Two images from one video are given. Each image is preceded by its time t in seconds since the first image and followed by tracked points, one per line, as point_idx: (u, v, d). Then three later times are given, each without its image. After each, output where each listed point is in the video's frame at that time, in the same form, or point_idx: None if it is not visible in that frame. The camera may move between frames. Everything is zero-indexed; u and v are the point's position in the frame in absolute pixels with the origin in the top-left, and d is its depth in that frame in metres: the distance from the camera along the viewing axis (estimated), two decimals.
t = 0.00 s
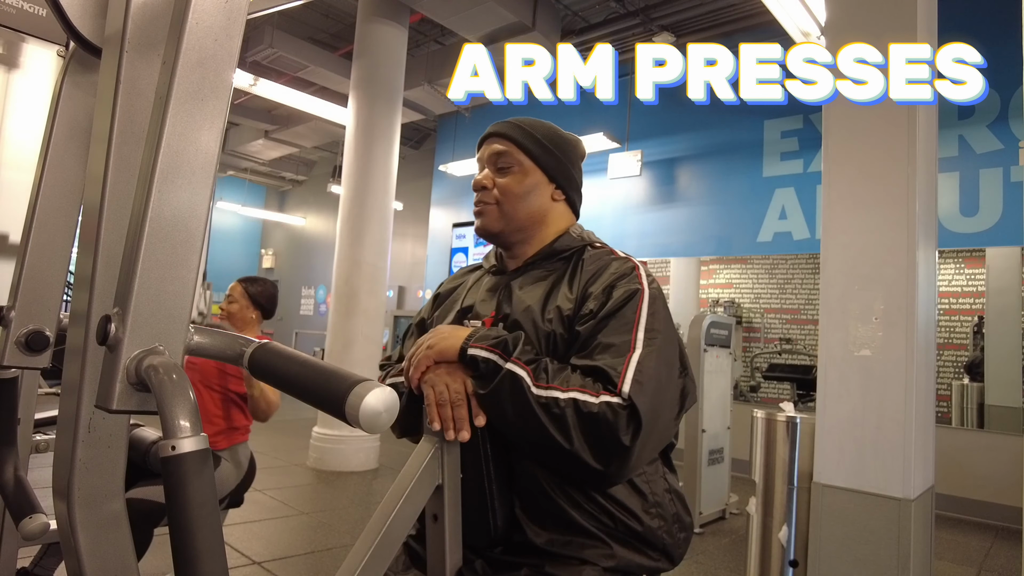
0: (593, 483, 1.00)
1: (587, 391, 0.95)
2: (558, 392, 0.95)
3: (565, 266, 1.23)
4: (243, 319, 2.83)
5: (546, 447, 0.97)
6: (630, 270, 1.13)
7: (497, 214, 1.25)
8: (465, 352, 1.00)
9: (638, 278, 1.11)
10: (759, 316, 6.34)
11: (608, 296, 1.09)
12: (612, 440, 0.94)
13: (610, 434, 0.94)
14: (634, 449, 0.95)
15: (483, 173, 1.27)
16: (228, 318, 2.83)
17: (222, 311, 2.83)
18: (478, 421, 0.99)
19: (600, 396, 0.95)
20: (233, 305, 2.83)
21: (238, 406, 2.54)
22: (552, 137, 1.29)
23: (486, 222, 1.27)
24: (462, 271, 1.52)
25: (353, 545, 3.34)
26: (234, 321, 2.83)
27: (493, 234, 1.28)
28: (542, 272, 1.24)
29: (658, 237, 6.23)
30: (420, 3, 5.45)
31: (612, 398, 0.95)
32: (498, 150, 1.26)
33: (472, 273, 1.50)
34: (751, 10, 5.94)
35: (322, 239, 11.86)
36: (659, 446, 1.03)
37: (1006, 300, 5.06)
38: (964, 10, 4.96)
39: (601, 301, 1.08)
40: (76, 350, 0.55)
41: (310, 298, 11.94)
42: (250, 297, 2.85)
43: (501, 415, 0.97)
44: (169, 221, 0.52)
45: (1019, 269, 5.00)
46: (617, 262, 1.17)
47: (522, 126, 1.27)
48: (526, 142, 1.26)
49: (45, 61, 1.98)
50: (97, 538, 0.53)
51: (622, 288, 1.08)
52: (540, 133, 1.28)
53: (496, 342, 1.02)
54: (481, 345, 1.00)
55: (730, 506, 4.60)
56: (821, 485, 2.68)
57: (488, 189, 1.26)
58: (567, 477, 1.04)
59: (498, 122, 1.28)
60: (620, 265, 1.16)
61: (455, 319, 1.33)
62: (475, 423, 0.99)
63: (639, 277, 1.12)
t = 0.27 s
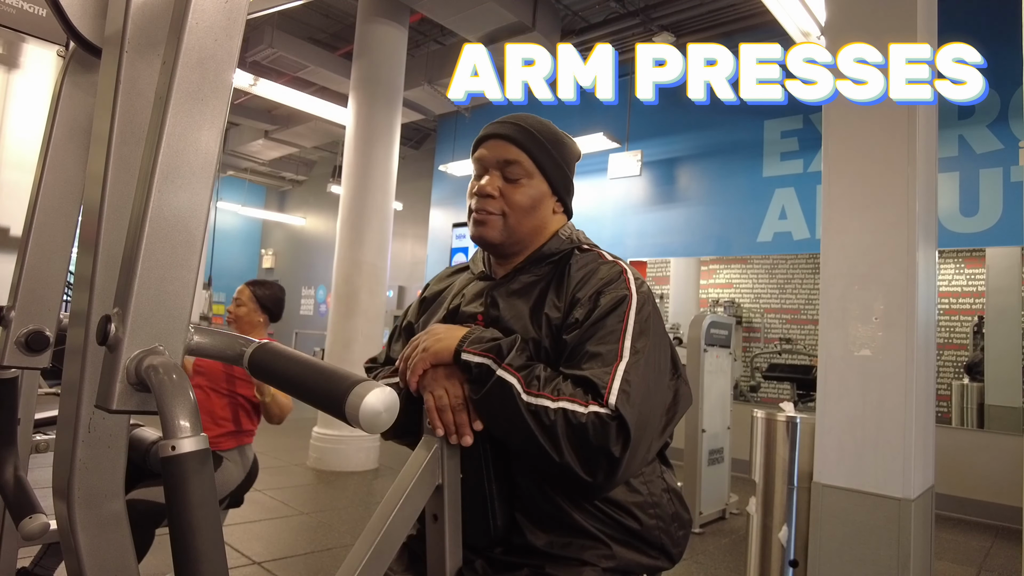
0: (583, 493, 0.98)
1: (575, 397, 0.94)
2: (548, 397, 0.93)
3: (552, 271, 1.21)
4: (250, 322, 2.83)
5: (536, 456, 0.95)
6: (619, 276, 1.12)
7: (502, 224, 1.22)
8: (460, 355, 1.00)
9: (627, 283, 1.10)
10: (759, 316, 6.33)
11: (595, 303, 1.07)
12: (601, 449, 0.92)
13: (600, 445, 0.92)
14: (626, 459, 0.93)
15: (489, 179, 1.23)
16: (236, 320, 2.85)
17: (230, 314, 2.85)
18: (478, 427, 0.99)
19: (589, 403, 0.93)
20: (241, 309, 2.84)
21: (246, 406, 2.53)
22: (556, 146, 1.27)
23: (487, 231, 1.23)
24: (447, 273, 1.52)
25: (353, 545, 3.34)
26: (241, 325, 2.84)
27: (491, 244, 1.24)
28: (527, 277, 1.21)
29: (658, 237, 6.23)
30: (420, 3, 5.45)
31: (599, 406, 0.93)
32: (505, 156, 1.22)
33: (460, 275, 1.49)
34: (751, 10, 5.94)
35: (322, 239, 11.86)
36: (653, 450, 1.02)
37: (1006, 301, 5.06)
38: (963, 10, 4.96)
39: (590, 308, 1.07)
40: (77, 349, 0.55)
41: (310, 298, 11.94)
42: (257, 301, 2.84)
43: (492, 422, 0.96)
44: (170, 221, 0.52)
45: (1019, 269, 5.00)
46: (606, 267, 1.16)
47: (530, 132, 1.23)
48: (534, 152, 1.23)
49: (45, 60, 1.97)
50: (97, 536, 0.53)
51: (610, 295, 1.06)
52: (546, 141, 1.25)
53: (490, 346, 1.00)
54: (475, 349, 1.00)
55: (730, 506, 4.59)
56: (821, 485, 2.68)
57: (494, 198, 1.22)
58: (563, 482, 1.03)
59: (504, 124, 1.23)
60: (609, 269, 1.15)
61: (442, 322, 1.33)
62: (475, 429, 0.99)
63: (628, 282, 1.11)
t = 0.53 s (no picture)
0: (582, 495, 0.98)
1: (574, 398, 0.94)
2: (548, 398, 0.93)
3: (553, 271, 1.21)
4: (256, 325, 2.83)
5: (536, 458, 0.95)
6: (620, 277, 1.12)
7: (512, 228, 1.22)
8: (458, 357, 1.00)
9: (628, 285, 1.09)
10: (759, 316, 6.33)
11: (596, 304, 1.08)
12: (599, 450, 0.92)
13: (599, 446, 0.93)
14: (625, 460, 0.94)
15: (497, 182, 1.22)
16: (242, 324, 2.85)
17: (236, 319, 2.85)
18: (478, 429, 0.99)
19: (587, 404, 0.93)
20: (246, 313, 2.84)
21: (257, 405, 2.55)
22: (561, 146, 1.28)
23: (498, 235, 1.23)
24: (449, 271, 1.51)
25: (352, 545, 3.34)
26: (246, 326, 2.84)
27: (500, 247, 1.24)
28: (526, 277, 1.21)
29: (658, 237, 6.24)
30: (420, 3, 5.45)
31: (597, 407, 0.93)
32: (514, 158, 1.22)
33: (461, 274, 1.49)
34: (751, 10, 5.94)
35: (322, 239, 11.86)
36: (653, 450, 1.02)
37: (1006, 301, 5.05)
38: (964, 10, 4.96)
39: (591, 309, 1.07)
40: (77, 349, 0.55)
41: (310, 298, 11.93)
42: (262, 302, 2.85)
43: (491, 424, 0.96)
44: (170, 221, 0.52)
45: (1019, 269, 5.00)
46: (607, 267, 1.16)
47: (538, 133, 1.23)
48: (543, 153, 1.24)
49: (43, 60, 2.06)
50: (97, 536, 0.53)
51: (611, 296, 1.06)
52: (553, 142, 1.25)
53: (489, 347, 1.00)
54: (474, 351, 1.00)
55: (730, 506, 4.59)
56: (821, 485, 2.68)
57: (503, 201, 1.22)
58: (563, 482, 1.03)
59: (512, 125, 1.22)
60: (610, 270, 1.15)
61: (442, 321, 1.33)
62: (476, 430, 0.99)
63: (629, 283, 1.10)
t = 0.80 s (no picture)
0: (582, 496, 0.98)
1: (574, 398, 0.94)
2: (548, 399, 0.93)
3: (555, 271, 1.21)
4: (240, 270, 2.61)
5: (536, 458, 0.94)
6: (621, 278, 1.12)
7: (516, 229, 1.22)
8: (458, 358, 0.99)
9: (629, 286, 1.09)
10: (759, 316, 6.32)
11: (598, 305, 1.08)
12: (599, 452, 0.93)
13: (600, 449, 0.92)
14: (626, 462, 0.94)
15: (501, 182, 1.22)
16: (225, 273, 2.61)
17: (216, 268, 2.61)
18: (478, 430, 0.99)
19: (587, 406, 0.93)
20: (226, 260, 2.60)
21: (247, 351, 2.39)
22: (563, 147, 1.28)
23: (502, 237, 1.22)
24: (450, 270, 1.51)
25: (352, 545, 3.34)
26: (229, 276, 2.62)
27: (504, 248, 1.24)
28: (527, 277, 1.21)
29: (658, 237, 6.24)
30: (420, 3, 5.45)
31: (598, 408, 0.93)
32: (518, 159, 1.22)
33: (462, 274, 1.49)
34: (751, 11, 5.95)
35: (322, 239, 11.85)
36: (653, 451, 1.02)
37: (1006, 300, 5.05)
38: (964, 10, 4.96)
39: (593, 310, 1.07)
40: (77, 349, 0.55)
41: (310, 298, 11.93)
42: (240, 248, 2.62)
43: (491, 424, 0.96)
44: (170, 221, 0.52)
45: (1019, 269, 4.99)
46: (609, 268, 1.16)
47: (541, 134, 1.23)
48: (546, 153, 1.24)
49: (43, 61, 2.08)
50: (97, 537, 0.53)
51: (613, 297, 1.06)
52: (555, 142, 1.26)
53: (489, 348, 1.00)
54: (474, 352, 0.99)
55: (730, 506, 4.59)
56: (820, 485, 2.68)
57: (507, 202, 1.22)
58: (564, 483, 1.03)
59: (515, 126, 1.22)
60: (611, 271, 1.14)
61: (443, 321, 1.33)
62: (476, 430, 1.00)
63: (630, 284, 1.10)
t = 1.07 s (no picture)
0: (582, 496, 0.98)
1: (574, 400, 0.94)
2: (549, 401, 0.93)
3: (556, 272, 1.21)
4: (239, 247, 2.61)
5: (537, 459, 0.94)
6: (621, 279, 1.12)
7: (509, 230, 1.22)
8: (458, 359, 0.99)
9: (630, 287, 1.09)
10: (759, 316, 6.32)
11: (599, 306, 1.07)
12: (600, 453, 0.93)
13: (601, 449, 0.92)
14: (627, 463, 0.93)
15: (493, 182, 1.22)
16: (225, 252, 2.62)
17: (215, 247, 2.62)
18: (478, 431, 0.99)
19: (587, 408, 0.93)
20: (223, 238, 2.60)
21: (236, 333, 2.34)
22: (558, 144, 1.27)
23: (496, 237, 1.23)
24: (454, 270, 1.51)
25: (352, 545, 3.34)
26: (230, 253, 2.62)
27: (499, 248, 1.24)
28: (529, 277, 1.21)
29: (658, 237, 6.25)
30: (420, 3, 5.45)
31: (598, 410, 0.93)
32: (509, 159, 1.22)
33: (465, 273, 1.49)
34: (750, 11, 5.95)
35: (322, 239, 11.85)
36: (654, 452, 1.02)
37: (1006, 301, 5.05)
38: (963, 10, 4.96)
39: (593, 311, 1.07)
40: (77, 349, 0.55)
41: (310, 298, 11.92)
42: (237, 224, 2.60)
43: (491, 425, 0.96)
44: (170, 220, 0.52)
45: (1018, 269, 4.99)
46: (609, 268, 1.15)
47: (533, 132, 1.23)
48: (539, 152, 1.23)
49: (42, 61, 2.08)
50: (98, 537, 0.53)
51: (614, 298, 1.06)
52: (549, 141, 1.25)
53: (489, 349, 1.00)
54: (474, 352, 0.99)
55: (730, 506, 4.59)
56: (820, 485, 2.68)
57: (499, 202, 1.22)
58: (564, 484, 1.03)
59: (506, 125, 1.22)
60: (612, 272, 1.14)
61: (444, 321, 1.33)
62: (476, 431, 1.00)
63: (631, 285, 1.10)
